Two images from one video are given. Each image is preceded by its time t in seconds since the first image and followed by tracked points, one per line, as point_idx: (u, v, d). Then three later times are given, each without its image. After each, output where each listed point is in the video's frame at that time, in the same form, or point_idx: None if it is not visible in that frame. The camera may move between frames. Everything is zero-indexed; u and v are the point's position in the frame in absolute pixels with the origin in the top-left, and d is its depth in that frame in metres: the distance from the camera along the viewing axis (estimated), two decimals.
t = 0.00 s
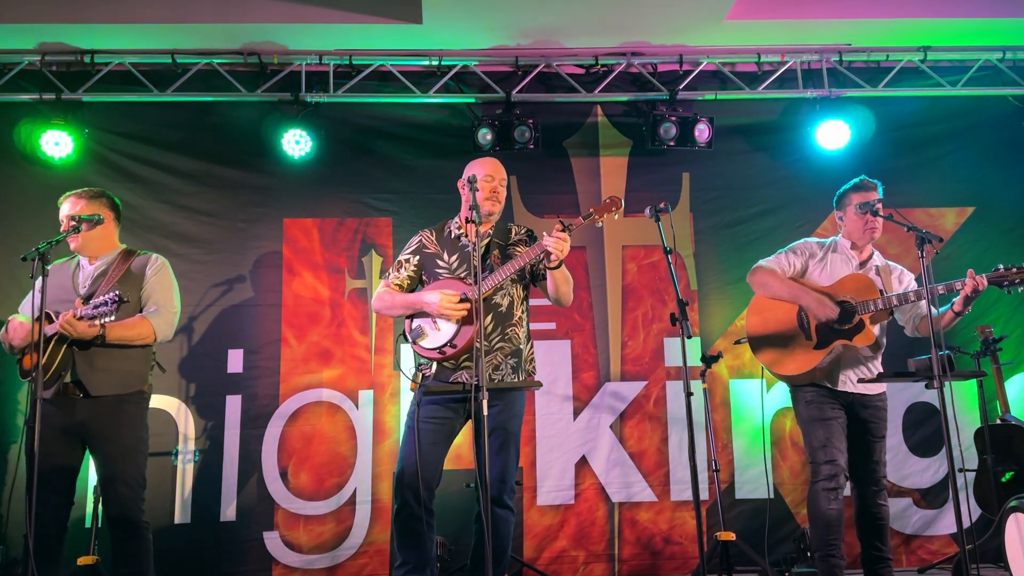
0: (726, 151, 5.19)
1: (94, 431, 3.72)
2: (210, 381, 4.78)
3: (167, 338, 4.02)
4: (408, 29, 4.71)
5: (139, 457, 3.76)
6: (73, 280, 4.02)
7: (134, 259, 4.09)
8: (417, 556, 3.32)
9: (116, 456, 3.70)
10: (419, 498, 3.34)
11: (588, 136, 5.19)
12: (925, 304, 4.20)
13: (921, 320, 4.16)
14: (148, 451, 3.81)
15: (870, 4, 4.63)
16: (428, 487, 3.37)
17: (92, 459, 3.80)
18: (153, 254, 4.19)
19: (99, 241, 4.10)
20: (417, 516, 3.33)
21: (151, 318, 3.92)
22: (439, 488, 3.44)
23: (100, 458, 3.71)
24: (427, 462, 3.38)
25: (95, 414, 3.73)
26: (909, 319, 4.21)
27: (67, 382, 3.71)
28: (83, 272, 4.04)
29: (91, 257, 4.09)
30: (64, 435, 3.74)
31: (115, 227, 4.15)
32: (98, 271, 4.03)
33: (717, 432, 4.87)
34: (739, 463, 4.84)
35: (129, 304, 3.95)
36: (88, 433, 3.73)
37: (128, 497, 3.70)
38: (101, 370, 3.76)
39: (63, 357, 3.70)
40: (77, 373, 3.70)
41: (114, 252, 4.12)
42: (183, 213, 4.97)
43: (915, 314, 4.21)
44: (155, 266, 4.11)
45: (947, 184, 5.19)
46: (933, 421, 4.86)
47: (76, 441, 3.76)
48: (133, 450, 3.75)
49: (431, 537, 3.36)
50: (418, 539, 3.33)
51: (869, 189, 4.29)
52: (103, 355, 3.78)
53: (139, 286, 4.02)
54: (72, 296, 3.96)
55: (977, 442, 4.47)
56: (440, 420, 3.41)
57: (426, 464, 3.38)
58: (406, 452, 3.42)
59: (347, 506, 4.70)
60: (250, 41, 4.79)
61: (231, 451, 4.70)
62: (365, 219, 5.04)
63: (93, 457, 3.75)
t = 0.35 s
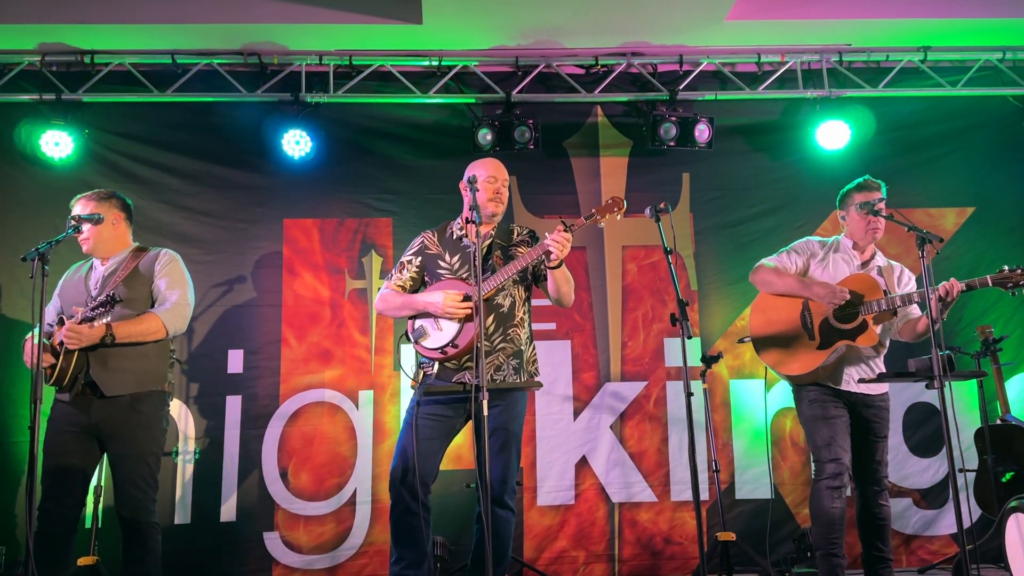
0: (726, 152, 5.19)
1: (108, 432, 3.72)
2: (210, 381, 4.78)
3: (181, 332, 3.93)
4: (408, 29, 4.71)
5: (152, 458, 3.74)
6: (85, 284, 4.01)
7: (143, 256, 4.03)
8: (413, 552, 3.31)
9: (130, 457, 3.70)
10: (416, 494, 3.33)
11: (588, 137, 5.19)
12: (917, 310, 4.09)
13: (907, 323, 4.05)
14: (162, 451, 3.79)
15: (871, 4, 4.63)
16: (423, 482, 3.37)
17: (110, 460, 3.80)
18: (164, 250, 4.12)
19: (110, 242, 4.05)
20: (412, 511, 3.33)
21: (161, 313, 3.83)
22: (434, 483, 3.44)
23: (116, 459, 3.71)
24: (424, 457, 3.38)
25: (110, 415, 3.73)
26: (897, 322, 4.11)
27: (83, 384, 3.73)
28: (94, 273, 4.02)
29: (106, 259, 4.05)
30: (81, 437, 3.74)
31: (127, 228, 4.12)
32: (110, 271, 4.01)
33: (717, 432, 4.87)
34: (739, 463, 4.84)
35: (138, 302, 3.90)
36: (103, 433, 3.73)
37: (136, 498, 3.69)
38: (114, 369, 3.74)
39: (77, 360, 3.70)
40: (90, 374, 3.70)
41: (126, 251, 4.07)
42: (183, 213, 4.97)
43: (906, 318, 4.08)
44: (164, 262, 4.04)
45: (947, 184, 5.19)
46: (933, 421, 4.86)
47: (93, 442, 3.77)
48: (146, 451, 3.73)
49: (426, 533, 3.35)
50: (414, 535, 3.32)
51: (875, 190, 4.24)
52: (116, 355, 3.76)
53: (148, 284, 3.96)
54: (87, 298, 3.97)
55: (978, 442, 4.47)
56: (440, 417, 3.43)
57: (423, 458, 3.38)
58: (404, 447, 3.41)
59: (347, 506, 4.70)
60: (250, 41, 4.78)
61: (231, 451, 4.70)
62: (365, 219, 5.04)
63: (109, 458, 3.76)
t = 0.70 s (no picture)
0: (726, 152, 5.19)
1: (86, 432, 3.77)
2: (210, 382, 4.78)
3: (161, 340, 4.03)
4: (408, 29, 4.71)
5: (132, 459, 3.81)
6: (66, 282, 4.06)
7: (128, 262, 4.15)
8: (417, 559, 3.32)
9: (111, 458, 3.76)
10: (418, 500, 3.34)
11: (588, 137, 5.19)
12: (917, 311, 4.05)
13: (905, 324, 4.03)
14: (142, 452, 3.86)
15: (871, 4, 4.62)
16: (427, 489, 3.38)
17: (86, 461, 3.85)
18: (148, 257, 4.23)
19: (100, 243, 4.16)
20: (416, 518, 3.34)
21: (144, 321, 3.95)
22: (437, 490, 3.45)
23: (94, 460, 3.75)
24: (427, 464, 3.38)
25: (87, 416, 3.78)
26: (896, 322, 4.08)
27: (59, 384, 3.76)
28: (77, 272, 4.10)
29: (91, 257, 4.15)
30: (58, 437, 3.79)
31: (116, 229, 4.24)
32: (93, 272, 4.09)
33: (718, 433, 4.87)
34: (739, 463, 4.84)
35: (121, 306, 4.00)
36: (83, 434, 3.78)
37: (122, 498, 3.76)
38: (93, 371, 3.80)
39: (56, 360, 3.76)
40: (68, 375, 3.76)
41: (111, 254, 4.19)
42: (183, 214, 4.97)
43: (905, 318, 4.06)
44: (149, 269, 4.14)
45: (947, 184, 5.19)
46: (933, 422, 4.85)
47: (70, 443, 3.82)
48: (126, 452, 3.80)
49: (430, 539, 3.36)
50: (417, 541, 3.33)
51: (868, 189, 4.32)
52: (95, 356, 3.83)
53: (132, 288, 4.06)
54: (66, 297, 4.02)
55: (978, 442, 4.48)
56: (440, 422, 3.42)
57: (426, 466, 3.38)
58: (406, 453, 3.42)
59: (347, 507, 4.70)
60: (250, 41, 4.77)
61: (231, 452, 4.70)
62: (365, 220, 5.04)
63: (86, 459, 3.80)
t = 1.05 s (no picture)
0: (726, 152, 5.19)
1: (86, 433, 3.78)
2: (210, 382, 4.78)
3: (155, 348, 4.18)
4: (408, 30, 4.71)
5: (126, 460, 3.87)
6: (64, 281, 4.09)
7: (123, 267, 4.22)
8: (420, 559, 3.32)
9: (105, 458, 3.82)
10: (421, 501, 3.34)
11: (588, 138, 5.19)
12: (918, 304, 4.02)
13: (906, 318, 4.01)
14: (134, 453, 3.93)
15: (870, 5, 4.63)
16: (429, 490, 3.38)
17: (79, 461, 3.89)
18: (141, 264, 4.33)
19: (97, 244, 4.26)
20: (419, 518, 3.34)
21: (146, 327, 4.08)
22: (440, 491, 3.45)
23: (89, 460, 3.81)
24: (427, 464, 3.38)
25: (83, 417, 3.83)
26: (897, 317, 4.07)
27: (56, 384, 3.79)
28: (73, 273, 4.13)
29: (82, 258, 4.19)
30: (53, 437, 3.82)
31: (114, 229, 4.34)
32: (89, 275, 4.14)
33: (718, 433, 4.87)
34: (739, 464, 4.84)
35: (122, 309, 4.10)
36: (78, 435, 3.83)
37: (118, 497, 3.81)
38: (92, 372, 3.86)
39: (54, 359, 3.80)
40: (68, 375, 3.80)
41: (103, 257, 4.24)
42: (183, 214, 4.97)
43: (905, 312, 4.04)
44: (144, 276, 4.25)
45: (947, 185, 5.19)
46: (934, 422, 4.85)
47: (64, 443, 3.85)
48: (121, 452, 3.86)
49: (432, 540, 3.36)
50: (420, 542, 3.33)
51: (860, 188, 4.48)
52: (93, 358, 3.89)
53: (129, 292, 4.16)
54: (63, 297, 4.04)
55: (978, 442, 4.48)
56: (443, 424, 3.42)
57: (428, 466, 3.38)
58: (410, 453, 3.42)
59: (347, 507, 4.70)
60: (250, 41, 4.77)
61: (231, 452, 4.70)
62: (365, 220, 5.04)
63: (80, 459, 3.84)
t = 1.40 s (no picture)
0: (725, 153, 5.19)
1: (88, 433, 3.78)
2: (210, 383, 4.78)
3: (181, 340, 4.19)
4: (408, 30, 4.71)
5: (144, 460, 3.88)
6: (84, 280, 4.08)
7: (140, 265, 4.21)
8: (415, 555, 3.31)
9: (125, 458, 3.83)
10: (418, 499, 3.34)
11: (588, 138, 5.19)
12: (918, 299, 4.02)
13: (908, 313, 4.00)
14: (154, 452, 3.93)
15: (871, 5, 4.62)
16: (425, 487, 3.38)
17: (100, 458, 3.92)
18: (157, 262, 4.32)
19: (113, 244, 4.26)
20: (415, 514, 3.34)
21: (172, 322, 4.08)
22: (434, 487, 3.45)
23: (111, 459, 3.83)
24: (425, 462, 3.38)
25: (107, 415, 3.85)
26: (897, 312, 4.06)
27: (83, 382, 3.81)
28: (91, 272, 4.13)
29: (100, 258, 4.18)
30: (76, 435, 3.84)
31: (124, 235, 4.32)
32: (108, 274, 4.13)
33: (718, 434, 4.86)
34: (739, 464, 4.84)
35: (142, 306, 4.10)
36: (98, 433, 3.85)
37: (128, 498, 3.82)
38: (119, 370, 3.88)
39: (82, 358, 3.81)
40: (96, 374, 3.82)
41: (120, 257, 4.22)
42: (183, 214, 4.97)
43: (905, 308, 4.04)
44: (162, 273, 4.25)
45: (947, 186, 5.19)
46: (934, 423, 4.85)
47: (85, 440, 3.87)
48: (141, 451, 3.87)
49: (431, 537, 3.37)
50: (416, 538, 3.33)
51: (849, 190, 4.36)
52: (120, 356, 3.90)
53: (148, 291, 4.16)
54: (87, 298, 4.03)
55: (978, 442, 4.47)
56: (439, 420, 3.42)
57: (424, 463, 3.38)
58: (404, 450, 3.43)
59: (347, 507, 4.70)
60: (250, 41, 4.77)
61: (232, 452, 4.70)
62: (365, 221, 5.04)
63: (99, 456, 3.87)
